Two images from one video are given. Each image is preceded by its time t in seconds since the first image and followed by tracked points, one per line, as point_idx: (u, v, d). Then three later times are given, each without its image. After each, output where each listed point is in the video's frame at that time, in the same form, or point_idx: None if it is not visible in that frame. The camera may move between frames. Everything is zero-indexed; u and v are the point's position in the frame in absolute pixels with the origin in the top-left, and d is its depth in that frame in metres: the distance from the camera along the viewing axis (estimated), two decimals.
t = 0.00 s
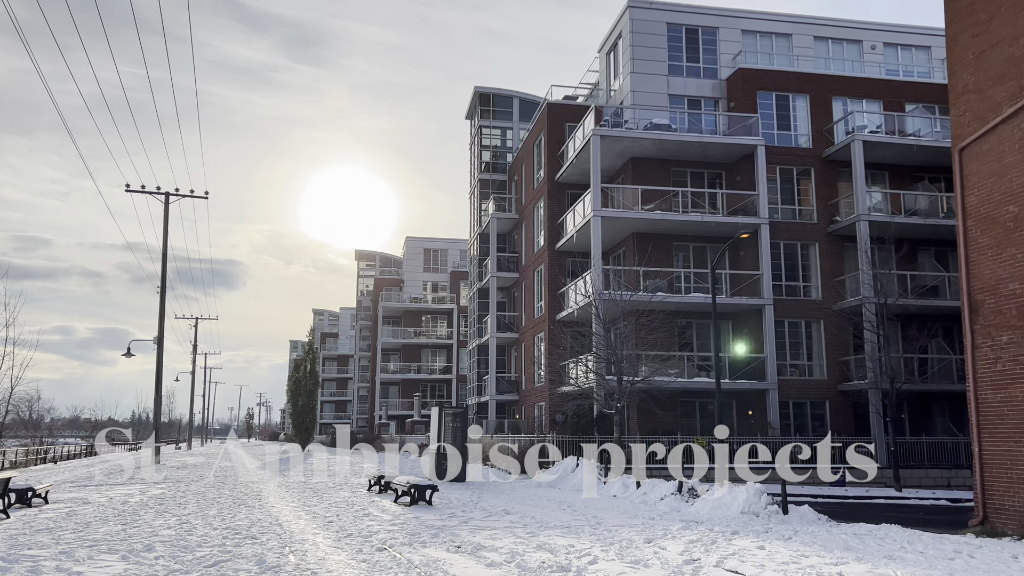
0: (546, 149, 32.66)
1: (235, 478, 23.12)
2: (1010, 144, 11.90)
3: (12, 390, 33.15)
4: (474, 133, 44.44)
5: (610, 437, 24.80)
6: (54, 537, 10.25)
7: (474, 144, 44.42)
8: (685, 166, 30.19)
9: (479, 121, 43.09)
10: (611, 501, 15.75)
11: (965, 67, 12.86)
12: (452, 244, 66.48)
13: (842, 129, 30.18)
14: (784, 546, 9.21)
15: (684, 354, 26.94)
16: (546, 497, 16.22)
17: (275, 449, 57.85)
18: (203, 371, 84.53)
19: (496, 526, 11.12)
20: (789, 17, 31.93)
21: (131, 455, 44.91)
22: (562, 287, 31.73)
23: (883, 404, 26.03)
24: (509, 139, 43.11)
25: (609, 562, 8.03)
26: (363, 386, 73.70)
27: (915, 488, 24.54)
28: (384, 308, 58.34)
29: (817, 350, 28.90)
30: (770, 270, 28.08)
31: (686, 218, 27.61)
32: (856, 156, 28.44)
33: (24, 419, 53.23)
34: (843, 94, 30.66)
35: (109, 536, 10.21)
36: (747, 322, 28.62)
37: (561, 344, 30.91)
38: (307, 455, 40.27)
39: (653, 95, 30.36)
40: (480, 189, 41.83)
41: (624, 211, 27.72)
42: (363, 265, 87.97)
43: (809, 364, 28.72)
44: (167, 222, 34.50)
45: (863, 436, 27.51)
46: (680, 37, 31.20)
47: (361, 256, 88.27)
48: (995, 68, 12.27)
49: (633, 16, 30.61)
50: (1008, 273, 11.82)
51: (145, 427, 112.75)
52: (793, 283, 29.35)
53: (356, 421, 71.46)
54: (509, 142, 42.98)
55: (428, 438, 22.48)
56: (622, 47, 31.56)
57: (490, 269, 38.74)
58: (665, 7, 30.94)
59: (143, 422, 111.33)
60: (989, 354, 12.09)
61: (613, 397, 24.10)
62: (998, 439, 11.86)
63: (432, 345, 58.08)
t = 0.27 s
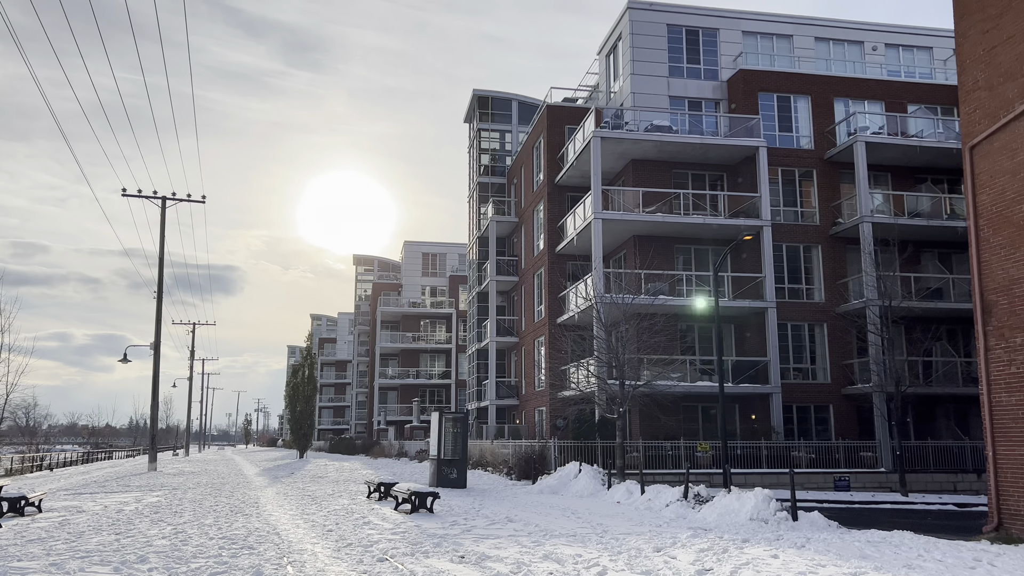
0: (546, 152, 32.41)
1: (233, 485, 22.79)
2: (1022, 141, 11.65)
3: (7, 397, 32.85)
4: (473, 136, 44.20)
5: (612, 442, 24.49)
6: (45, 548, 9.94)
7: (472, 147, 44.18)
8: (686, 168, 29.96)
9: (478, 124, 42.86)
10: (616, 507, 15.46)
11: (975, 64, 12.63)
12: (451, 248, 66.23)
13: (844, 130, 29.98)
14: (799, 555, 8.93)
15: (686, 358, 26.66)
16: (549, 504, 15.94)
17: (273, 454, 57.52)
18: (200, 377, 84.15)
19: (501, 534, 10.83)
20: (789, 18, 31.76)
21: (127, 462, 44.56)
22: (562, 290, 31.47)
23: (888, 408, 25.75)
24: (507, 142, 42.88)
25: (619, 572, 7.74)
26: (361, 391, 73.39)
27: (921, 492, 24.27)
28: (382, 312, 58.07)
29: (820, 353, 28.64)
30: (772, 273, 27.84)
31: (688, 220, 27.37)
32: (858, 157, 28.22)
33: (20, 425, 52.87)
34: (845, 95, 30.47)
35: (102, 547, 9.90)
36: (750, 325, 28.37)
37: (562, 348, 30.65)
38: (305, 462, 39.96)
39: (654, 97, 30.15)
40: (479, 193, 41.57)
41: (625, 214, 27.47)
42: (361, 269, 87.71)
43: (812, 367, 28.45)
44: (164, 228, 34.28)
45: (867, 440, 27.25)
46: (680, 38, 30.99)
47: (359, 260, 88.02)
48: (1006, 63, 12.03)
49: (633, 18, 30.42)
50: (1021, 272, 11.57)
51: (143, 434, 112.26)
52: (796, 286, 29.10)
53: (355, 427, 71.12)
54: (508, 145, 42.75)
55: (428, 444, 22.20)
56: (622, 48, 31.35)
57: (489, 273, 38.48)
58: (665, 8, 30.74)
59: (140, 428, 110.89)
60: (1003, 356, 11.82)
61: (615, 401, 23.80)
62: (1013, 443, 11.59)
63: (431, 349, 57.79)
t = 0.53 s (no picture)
0: (547, 152, 32.23)
1: (232, 488, 22.60)
2: None
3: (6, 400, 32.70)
4: (473, 137, 44.04)
5: (614, 445, 24.27)
6: (41, 553, 9.74)
7: (473, 148, 44.02)
8: (688, 168, 29.79)
9: (478, 125, 42.70)
10: (620, 510, 15.26)
11: (985, 59, 12.45)
12: (451, 250, 66.10)
13: (847, 130, 29.83)
14: (812, 559, 8.74)
15: (689, 359, 26.47)
16: (552, 507, 15.74)
17: (273, 457, 57.32)
18: (199, 380, 83.95)
19: (506, 538, 10.63)
20: (791, 17, 31.62)
21: (126, 464, 44.38)
22: (563, 291, 31.29)
23: (892, 409, 25.55)
24: (508, 143, 42.71)
25: None
26: (361, 393, 73.22)
27: (926, 494, 24.07)
28: (382, 314, 57.91)
29: (823, 354, 28.45)
30: (775, 274, 27.66)
31: (690, 221, 27.19)
32: (861, 157, 28.05)
33: (19, 428, 52.70)
34: (847, 94, 30.31)
35: (99, 552, 9.71)
36: (752, 326, 28.19)
37: (563, 350, 30.47)
38: (305, 464, 39.78)
39: (655, 97, 29.99)
40: (479, 194, 41.41)
41: (626, 214, 27.29)
42: (361, 271, 87.57)
43: (815, 368, 28.26)
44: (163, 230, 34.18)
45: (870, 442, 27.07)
46: (681, 38, 30.84)
47: (359, 262, 87.89)
48: (1017, 59, 11.85)
49: (634, 17, 30.28)
50: None
51: (143, 435, 111.96)
52: (799, 286, 28.91)
53: (354, 429, 70.93)
54: (508, 145, 42.58)
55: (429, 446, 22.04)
56: (623, 48, 31.19)
57: (490, 274, 38.31)
58: (667, 8, 30.59)
59: (139, 432, 110.68)
60: (1015, 355, 11.63)
61: (617, 403, 23.59)
62: None
63: (431, 352, 57.62)
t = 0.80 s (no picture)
0: (550, 150, 31.98)
1: (232, 489, 22.35)
2: None
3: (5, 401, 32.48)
4: (475, 137, 43.80)
5: (618, 445, 24.00)
6: (38, 555, 9.50)
7: (474, 147, 43.78)
8: (692, 167, 29.56)
9: (480, 124, 42.48)
10: (627, 512, 15.02)
11: (1001, 52, 12.22)
12: (452, 250, 65.86)
13: (852, 129, 29.61)
14: (829, 561, 8.50)
15: (693, 358, 26.21)
16: (557, 508, 15.49)
17: (274, 458, 57.07)
18: (199, 381, 83.71)
19: (514, 540, 10.38)
20: (795, 15, 31.40)
21: (127, 466, 44.16)
22: (566, 291, 31.05)
23: (899, 409, 25.30)
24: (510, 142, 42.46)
25: None
26: (362, 394, 72.99)
27: (933, 495, 23.80)
28: (383, 314, 57.68)
29: (828, 353, 28.21)
30: (781, 273, 27.42)
31: (694, 219, 26.96)
32: (867, 154, 27.81)
33: (18, 430, 52.50)
34: (853, 92, 30.09)
35: (97, 554, 9.46)
36: (757, 326, 27.94)
37: (566, 350, 30.24)
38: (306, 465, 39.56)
39: (659, 95, 29.77)
40: (481, 193, 41.19)
41: (630, 213, 27.07)
42: (361, 271, 87.33)
43: (821, 368, 28.01)
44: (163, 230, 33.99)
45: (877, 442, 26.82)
46: (685, 35, 30.62)
47: (360, 263, 87.66)
48: None
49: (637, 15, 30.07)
50: None
51: (143, 436, 111.70)
52: (804, 286, 28.67)
53: (355, 430, 70.69)
54: (510, 144, 42.33)
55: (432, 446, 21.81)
56: (626, 46, 30.97)
57: (491, 274, 38.08)
58: (671, 5, 30.38)
59: (139, 433, 110.46)
60: None
61: (621, 403, 23.32)
62: None
63: (432, 352, 57.38)
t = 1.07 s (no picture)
0: (553, 149, 31.76)
1: (232, 490, 22.13)
2: None
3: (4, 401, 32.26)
4: (477, 135, 43.55)
5: (622, 447, 23.75)
6: (32, 559, 9.26)
7: (477, 146, 43.54)
8: (697, 165, 29.33)
9: (482, 123, 42.24)
10: (633, 514, 14.80)
11: (1018, 47, 11.95)
12: (453, 250, 65.60)
13: (858, 127, 29.37)
14: (844, 567, 8.33)
15: (698, 359, 25.98)
16: (563, 510, 15.27)
17: (275, 458, 56.83)
18: (200, 381, 83.50)
19: (520, 543, 10.16)
20: (800, 13, 31.18)
21: (126, 466, 43.94)
22: (569, 291, 30.83)
23: (905, 411, 25.09)
24: (512, 141, 42.22)
25: None
26: (363, 395, 72.76)
27: (940, 497, 23.60)
28: (384, 314, 57.48)
29: (834, 354, 27.98)
30: (786, 273, 27.21)
31: (699, 219, 26.75)
32: (873, 154, 27.57)
33: (18, 430, 52.29)
34: (858, 91, 29.86)
35: (93, 558, 9.23)
36: (762, 326, 27.71)
37: (569, 350, 30.04)
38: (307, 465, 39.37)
39: (663, 93, 29.56)
40: (483, 192, 40.98)
41: (634, 212, 26.84)
42: (363, 271, 87.08)
43: (826, 369, 27.77)
44: (164, 229, 33.82)
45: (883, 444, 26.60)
46: (690, 33, 30.38)
47: (361, 263, 87.45)
48: None
49: (642, 12, 29.84)
50: None
51: (144, 436, 111.46)
52: (810, 285, 28.43)
53: (356, 431, 70.48)
54: (512, 143, 42.09)
55: (435, 447, 21.58)
56: (630, 44, 30.75)
57: (494, 274, 37.88)
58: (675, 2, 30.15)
59: (140, 433, 110.33)
60: None
61: (626, 404, 23.07)
62: None
63: (434, 352, 57.18)
